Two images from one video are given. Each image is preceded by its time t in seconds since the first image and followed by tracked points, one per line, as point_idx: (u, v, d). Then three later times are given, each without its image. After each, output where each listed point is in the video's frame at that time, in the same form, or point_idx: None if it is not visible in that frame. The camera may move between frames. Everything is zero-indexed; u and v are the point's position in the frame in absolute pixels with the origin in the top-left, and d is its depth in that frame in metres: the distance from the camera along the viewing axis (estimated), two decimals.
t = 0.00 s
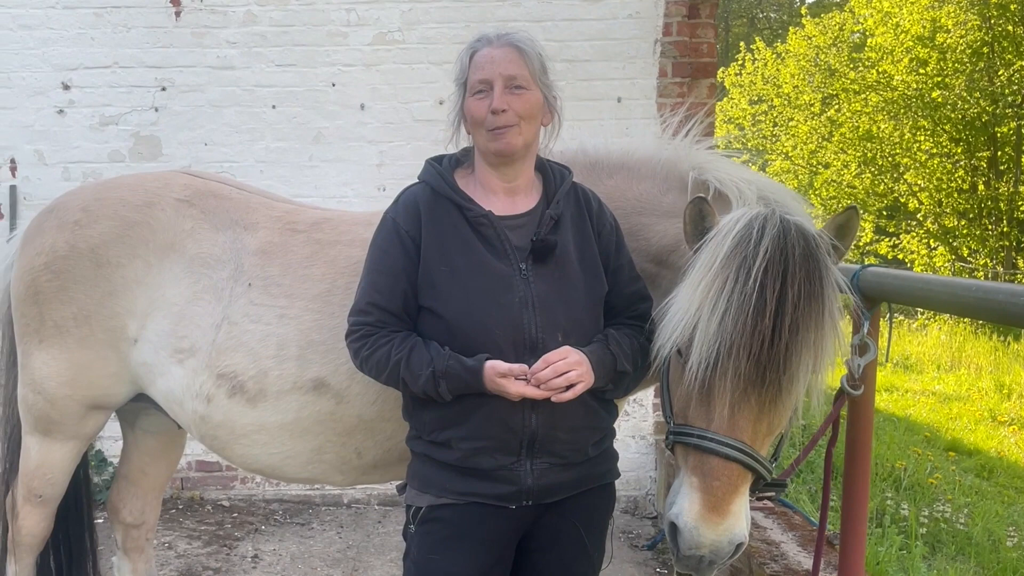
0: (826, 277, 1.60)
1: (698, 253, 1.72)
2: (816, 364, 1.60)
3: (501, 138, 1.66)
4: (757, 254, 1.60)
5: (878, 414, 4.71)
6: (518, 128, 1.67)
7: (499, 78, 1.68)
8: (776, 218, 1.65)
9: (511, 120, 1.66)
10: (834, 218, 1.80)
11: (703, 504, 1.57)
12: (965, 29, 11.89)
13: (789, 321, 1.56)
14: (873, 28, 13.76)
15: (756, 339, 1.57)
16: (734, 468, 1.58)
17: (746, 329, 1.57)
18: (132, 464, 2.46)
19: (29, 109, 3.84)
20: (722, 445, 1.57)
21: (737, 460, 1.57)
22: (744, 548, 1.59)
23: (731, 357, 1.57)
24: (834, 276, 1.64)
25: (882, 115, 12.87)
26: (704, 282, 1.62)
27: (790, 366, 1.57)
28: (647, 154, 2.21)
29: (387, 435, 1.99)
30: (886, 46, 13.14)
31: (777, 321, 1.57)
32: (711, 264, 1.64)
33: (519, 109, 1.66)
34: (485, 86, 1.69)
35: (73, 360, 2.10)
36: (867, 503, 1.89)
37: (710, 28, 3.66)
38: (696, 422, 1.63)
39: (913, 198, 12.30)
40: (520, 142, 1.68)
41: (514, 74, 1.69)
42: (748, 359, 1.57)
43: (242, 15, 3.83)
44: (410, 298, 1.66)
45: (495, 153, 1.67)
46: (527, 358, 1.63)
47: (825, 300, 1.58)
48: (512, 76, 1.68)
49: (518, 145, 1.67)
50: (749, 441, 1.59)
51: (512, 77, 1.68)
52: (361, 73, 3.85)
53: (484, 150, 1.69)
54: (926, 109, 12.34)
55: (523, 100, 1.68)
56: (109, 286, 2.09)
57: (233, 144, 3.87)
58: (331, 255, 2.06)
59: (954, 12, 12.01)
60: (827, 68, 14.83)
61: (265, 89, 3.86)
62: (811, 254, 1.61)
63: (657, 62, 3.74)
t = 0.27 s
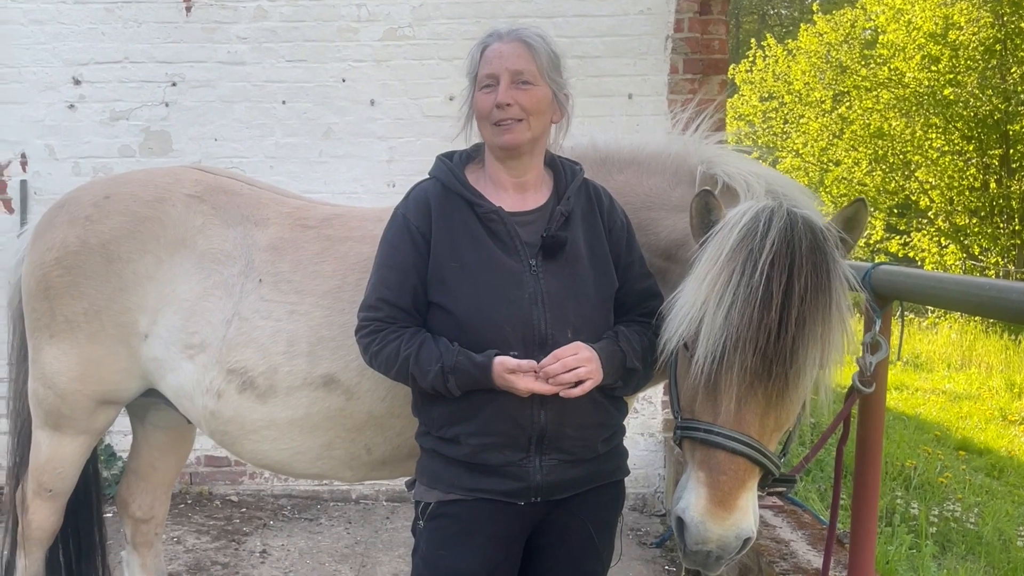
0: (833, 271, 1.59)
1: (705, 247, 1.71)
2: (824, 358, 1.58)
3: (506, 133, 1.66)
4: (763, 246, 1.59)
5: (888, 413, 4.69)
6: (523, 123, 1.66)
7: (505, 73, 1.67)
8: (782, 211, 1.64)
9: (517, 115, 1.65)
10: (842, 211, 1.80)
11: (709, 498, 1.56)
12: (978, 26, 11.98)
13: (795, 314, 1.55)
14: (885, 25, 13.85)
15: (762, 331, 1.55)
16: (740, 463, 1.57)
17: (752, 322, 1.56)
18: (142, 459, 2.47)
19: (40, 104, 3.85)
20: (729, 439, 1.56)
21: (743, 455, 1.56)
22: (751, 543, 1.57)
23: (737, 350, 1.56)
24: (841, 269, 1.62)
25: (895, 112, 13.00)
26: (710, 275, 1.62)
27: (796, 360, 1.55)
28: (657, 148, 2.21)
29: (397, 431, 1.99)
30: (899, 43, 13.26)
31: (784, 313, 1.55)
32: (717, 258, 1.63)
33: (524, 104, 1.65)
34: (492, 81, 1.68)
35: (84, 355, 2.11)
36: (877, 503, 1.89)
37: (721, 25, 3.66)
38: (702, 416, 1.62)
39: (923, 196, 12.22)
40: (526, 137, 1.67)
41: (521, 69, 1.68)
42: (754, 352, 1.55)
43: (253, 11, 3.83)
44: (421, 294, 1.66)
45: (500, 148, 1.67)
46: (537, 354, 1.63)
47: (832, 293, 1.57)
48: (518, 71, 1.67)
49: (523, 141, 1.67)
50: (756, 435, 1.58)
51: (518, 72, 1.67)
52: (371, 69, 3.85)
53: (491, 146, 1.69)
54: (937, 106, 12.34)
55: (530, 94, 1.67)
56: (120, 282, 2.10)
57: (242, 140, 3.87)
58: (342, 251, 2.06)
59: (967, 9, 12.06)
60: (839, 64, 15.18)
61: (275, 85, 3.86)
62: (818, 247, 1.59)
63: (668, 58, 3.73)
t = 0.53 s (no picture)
0: (840, 253, 1.54)
1: (709, 230, 1.68)
2: (831, 342, 1.54)
3: (517, 133, 1.65)
4: (767, 229, 1.55)
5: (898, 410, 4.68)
6: (534, 123, 1.65)
7: (516, 71, 1.65)
8: (787, 193, 1.60)
9: (527, 115, 1.64)
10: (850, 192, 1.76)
11: (715, 485, 1.52)
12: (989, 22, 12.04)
13: (801, 298, 1.50)
14: (896, 20, 13.74)
15: (767, 316, 1.52)
16: (747, 448, 1.53)
17: (757, 306, 1.52)
18: (152, 454, 2.47)
19: (49, 99, 3.85)
20: (735, 424, 1.53)
21: (749, 439, 1.52)
22: (759, 531, 1.52)
23: (742, 335, 1.53)
24: (849, 252, 1.58)
25: (907, 109, 13.05)
26: (713, 259, 1.58)
27: (802, 344, 1.51)
28: (665, 138, 2.19)
29: (407, 427, 1.98)
30: (911, 39, 13.20)
31: (789, 297, 1.51)
32: (720, 241, 1.59)
33: (535, 104, 1.64)
34: (504, 78, 1.67)
35: (96, 349, 2.11)
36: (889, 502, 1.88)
37: (732, 20, 3.67)
38: (709, 402, 1.59)
39: (934, 193, 12.26)
40: (537, 137, 1.66)
41: (532, 67, 1.66)
42: (758, 336, 1.52)
43: (262, 5, 3.82)
44: (431, 290, 1.66)
45: (511, 150, 1.67)
46: (547, 350, 1.63)
47: (839, 276, 1.52)
48: (529, 69, 1.66)
49: (535, 143, 1.66)
50: (764, 421, 1.54)
51: (529, 69, 1.65)
52: (380, 64, 3.84)
53: (503, 146, 1.69)
54: (948, 103, 12.40)
55: (540, 93, 1.65)
56: (132, 277, 2.10)
57: (251, 135, 3.87)
58: (353, 246, 2.05)
59: (979, 5, 12.09)
60: (849, 62, 15.20)
61: (284, 80, 3.85)
62: (824, 229, 1.55)
63: (680, 54, 3.72)
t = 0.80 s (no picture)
0: (848, 222, 1.52)
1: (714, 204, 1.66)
2: (841, 312, 1.51)
3: (529, 127, 1.64)
4: (774, 200, 1.53)
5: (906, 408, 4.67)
6: (546, 118, 1.65)
7: (529, 66, 1.65)
8: (793, 165, 1.58)
9: (540, 110, 1.64)
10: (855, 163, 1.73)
11: (727, 462, 1.49)
12: (1000, 18, 12.08)
13: (810, 266, 1.48)
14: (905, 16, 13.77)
15: (775, 286, 1.49)
16: (759, 423, 1.50)
17: (765, 276, 1.49)
18: (161, 448, 2.48)
19: (57, 94, 3.85)
20: (746, 398, 1.50)
21: (762, 414, 1.49)
22: (774, 507, 1.49)
23: (750, 306, 1.50)
24: (857, 222, 1.55)
25: (915, 105, 13.03)
26: (719, 231, 1.55)
27: (812, 314, 1.48)
28: (669, 125, 2.19)
29: (416, 423, 1.97)
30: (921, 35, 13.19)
31: (797, 267, 1.48)
32: (726, 213, 1.57)
33: (548, 99, 1.63)
34: (516, 73, 1.66)
35: (107, 345, 2.12)
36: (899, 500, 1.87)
37: (742, 15, 3.63)
38: (718, 377, 1.55)
39: (944, 189, 12.31)
40: (549, 132, 1.66)
41: (545, 63, 1.66)
42: (767, 307, 1.49)
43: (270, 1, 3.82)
44: (440, 287, 1.66)
45: (522, 143, 1.66)
46: (556, 346, 1.63)
47: (847, 245, 1.50)
48: (542, 65, 1.65)
49: (547, 136, 1.65)
50: (775, 394, 1.51)
51: (542, 65, 1.65)
52: (388, 60, 3.84)
53: (513, 139, 1.68)
54: (959, 99, 12.43)
55: (553, 89, 1.65)
56: (143, 273, 2.10)
57: (259, 130, 3.87)
58: (364, 242, 2.05)
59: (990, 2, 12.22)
60: (858, 58, 15.23)
61: (292, 75, 3.85)
62: (831, 199, 1.53)
63: (688, 50, 3.71)
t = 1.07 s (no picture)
0: (851, 190, 1.49)
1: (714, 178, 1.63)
2: (847, 282, 1.47)
3: (551, 122, 1.63)
4: (775, 169, 1.50)
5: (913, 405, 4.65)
6: (567, 114, 1.64)
7: (555, 61, 1.64)
8: (793, 136, 1.56)
9: (564, 105, 1.63)
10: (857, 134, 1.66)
11: (737, 436, 1.43)
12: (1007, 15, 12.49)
13: (814, 233, 1.44)
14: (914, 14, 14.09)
15: (781, 254, 1.44)
16: (770, 395, 1.44)
17: (769, 245, 1.45)
18: (168, 444, 2.48)
19: (63, 91, 3.86)
20: (756, 370, 1.44)
21: (772, 386, 1.44)
22: (786, 483, 1.43)
23: (755, 276, 1.45)
24: (859, 192, 1.53)
25: (922, 102, 13.12)
26: (721, 202, 1.51)
27: (818, 282, 1.44)
28: (671, 113, 2.13)
29: (423, 421, 1.96)
30: (927, 32, 13.57)
31: (802, 234, 1.45)
32: (727, 185, 1.53)
33: (573, 95, 1.63)
34: (540, 67, 1.65)
35: (115, 341, 2.12)
36: (905, 499, 1.86)
37: (749, 11, 3.60)
38: (725, 353, 1.49)
39: (951, 186, 12.25)
40: (569, 127, 1.65)
41: (570, 59, 1.65)
42: (773, 276, 1.44)
43: None
44: (444, 283, 1.66)
45: (541, 136, 1.65)
46: (559, 341, 1.62)
47: (851, 213, 1.47)
48: (568, 60, 1.65)
49: (566, 131, 1.65)
50: (784, 366, 1.46)
51: (566, 61, 1.64)
52: (393, 56, 3.84)
53: (530, 132, 1.66)
54: (966, 96, 12.60)
55: (576, 85, 1.65)
56: (151, 270, 2.10)
57: (264, 127, 3.87)
58: (371, 238, 2.04)
59: None
60: (865, 55, 15.33)
61: (297, 72, 3.85)
62: (832, 168, 1.50)
63: (695, 46, 3.70)
